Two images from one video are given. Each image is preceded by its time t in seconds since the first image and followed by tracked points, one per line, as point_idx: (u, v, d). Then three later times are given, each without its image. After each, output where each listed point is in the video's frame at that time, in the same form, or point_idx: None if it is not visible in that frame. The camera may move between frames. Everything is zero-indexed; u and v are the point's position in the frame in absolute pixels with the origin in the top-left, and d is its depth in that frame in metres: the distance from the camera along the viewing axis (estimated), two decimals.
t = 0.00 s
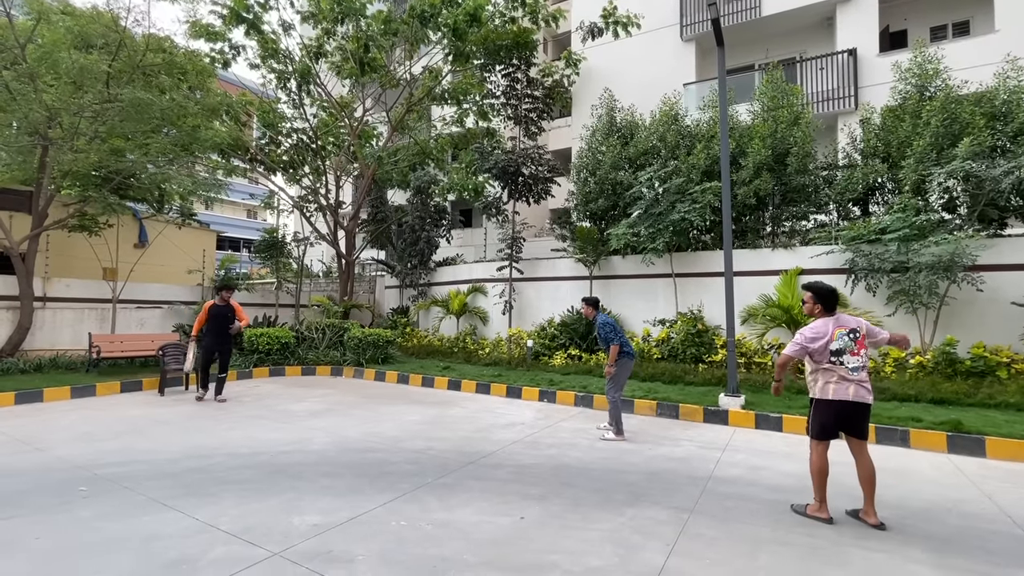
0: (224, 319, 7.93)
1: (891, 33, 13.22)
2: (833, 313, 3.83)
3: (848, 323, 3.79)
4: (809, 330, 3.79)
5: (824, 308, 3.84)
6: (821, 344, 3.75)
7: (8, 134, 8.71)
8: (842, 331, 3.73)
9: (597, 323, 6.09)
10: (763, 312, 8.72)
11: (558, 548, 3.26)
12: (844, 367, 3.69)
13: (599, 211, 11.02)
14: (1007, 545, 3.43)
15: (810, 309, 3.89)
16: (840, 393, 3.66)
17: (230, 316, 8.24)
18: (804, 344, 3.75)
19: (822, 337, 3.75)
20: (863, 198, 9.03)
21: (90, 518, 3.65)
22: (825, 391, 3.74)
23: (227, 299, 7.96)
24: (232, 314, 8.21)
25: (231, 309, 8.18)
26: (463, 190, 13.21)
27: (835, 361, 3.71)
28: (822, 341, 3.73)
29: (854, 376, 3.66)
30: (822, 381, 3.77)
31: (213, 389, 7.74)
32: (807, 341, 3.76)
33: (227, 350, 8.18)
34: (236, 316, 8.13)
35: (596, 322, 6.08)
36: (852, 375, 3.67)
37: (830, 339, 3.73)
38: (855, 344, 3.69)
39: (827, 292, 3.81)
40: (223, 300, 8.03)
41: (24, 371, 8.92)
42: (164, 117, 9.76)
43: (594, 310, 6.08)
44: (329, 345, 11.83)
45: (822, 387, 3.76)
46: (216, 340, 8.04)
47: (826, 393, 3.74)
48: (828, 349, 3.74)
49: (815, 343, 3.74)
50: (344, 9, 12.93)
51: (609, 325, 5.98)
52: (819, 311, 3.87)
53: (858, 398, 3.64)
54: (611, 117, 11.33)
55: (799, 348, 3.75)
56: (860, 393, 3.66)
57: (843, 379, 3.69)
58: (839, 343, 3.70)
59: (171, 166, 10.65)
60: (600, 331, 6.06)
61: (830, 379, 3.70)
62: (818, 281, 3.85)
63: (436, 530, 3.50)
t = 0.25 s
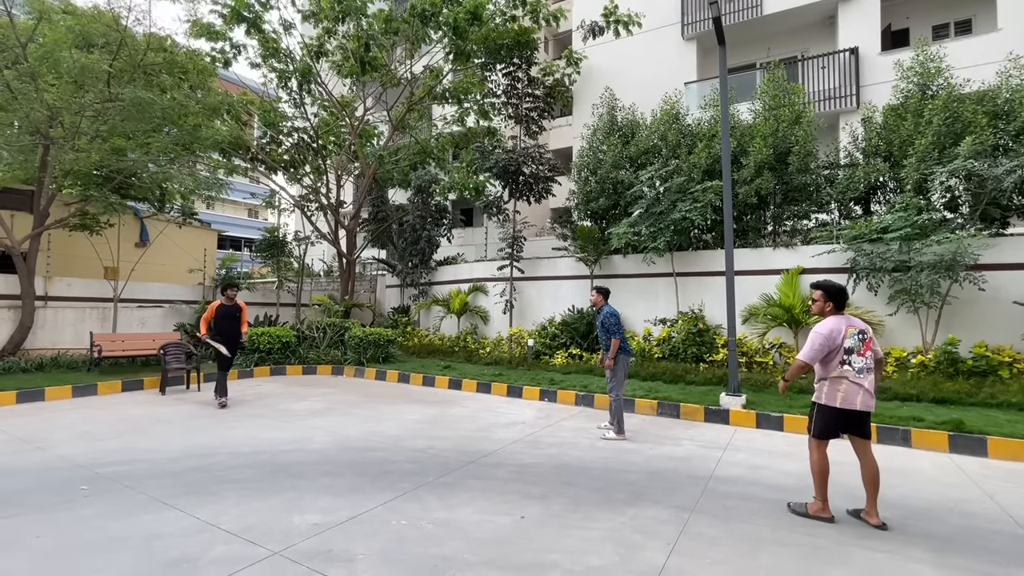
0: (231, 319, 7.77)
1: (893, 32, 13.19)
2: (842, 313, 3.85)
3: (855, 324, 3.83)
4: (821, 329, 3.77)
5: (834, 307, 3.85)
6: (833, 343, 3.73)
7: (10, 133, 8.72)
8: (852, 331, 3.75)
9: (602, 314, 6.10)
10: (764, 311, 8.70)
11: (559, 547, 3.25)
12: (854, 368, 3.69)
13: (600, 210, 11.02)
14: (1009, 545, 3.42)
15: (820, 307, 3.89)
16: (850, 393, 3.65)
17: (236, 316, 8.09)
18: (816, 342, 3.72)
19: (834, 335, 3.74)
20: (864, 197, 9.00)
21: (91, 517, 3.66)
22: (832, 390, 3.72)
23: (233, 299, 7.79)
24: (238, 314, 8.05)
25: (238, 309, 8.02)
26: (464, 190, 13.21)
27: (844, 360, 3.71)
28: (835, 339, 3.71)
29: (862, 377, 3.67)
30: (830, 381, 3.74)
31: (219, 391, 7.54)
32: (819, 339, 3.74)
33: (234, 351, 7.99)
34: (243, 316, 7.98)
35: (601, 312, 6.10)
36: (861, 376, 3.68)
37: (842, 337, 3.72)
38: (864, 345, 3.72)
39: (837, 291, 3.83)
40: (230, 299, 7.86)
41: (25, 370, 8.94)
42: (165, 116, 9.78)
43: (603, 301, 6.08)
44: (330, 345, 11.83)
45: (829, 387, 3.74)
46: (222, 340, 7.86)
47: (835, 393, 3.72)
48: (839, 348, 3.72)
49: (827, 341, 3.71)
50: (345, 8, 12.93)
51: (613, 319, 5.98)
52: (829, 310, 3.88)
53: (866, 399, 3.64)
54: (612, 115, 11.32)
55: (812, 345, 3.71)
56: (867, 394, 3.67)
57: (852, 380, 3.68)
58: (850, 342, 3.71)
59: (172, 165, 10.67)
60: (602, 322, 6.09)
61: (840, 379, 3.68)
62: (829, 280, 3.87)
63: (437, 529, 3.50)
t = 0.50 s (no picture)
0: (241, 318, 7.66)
1: (896, 30, 13.13)
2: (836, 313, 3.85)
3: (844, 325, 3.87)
4: (821, 329, 3.73)
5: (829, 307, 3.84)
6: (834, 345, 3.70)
7: (11, 133, 8.73)
8: (846, 331, 3.76)
9: (607, 311, 6.08)
10: (765, 310, 8.67)
11: (559, 547, 3.23)
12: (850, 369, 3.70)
13: (601, 209, 11.00)
14: (1013, 545, 3.40)
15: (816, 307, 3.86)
16: (850, 395, 3.65)
17: (242, 315, 7.96)
18: (820, 343, 3.66)
19: (834, 337, 3.70)
20: (867, 196, 8.97)
21: (90, 516, 3.65)
22: (830, 392, 3.70)
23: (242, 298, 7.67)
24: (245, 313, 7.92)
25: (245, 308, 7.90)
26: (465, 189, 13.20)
27: (842, 362, 3.70)
28: (836, 341, 3.68)
29: (857, 378, 3.70)
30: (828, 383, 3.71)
31: (229, 394, 7.41)
32: (821, 340, 3.68)
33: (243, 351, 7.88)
34: (250, 315, 7.86)
35: (608, 308, 6.08)
36: (856, 377, 3.70)
37: (841, 339, 3.71)
38: (856, 346, 3.75)
39: (831, 291, 3.83)
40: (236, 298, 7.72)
41: (27, 369, 8.94)
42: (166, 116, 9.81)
43: (613, 297, 6.06)
44: (331, 344, 11.82)
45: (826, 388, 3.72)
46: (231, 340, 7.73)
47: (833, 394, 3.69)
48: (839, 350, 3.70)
49: (829, 342, 3.67)
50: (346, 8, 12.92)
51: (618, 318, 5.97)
52: (823, 310, 3.86)
53: (861, 400, 3.68)
54: (613, 114, 11.29)
55: (817, 347, 3.64)
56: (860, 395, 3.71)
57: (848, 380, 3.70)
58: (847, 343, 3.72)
59: (173, 164, 10.67)
60: (606, 318, 6.08)
61: (839, 380, 3.67)
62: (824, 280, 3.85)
63: (437, 529, 3.48)
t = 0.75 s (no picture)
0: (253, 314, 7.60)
1: (899, 28, 13.05)
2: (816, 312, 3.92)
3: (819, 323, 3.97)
4: (809, 329, 3.75)
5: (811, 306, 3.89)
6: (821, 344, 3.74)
7: (12, 132, 8.72)
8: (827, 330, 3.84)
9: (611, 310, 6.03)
10: (768, 309, 8.63)
11: (560, 549, 3.20)
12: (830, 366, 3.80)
13: (602, 208, 10.96)
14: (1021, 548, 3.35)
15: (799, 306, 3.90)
16: (833, 393, 3.74)
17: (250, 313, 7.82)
18: (811, 343, 3.68)
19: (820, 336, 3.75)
20: (870, 194, 8.90)
21: (88, 517, 3.63)
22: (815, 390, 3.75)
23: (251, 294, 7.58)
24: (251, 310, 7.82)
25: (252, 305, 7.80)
26: (467, 188, 13.18)
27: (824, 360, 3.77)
28: (823, 340, 3.73)
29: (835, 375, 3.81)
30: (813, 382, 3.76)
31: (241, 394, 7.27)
32: (809, 339, 3.71)
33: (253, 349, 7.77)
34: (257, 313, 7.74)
35: (612, 307, 6.02)
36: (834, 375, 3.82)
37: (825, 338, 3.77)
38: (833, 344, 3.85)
39: (814, 289, 3.89)
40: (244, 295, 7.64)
41: (28, 369, 8.94)
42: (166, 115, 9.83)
43: (619, 296, 6.02)
44: (331, 343, 11.80)
45: (811, 386, 3.77)
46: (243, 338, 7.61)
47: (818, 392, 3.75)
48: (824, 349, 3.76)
49: (817, 342, 3.71)
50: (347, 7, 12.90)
51: (621, 319, 5.91)
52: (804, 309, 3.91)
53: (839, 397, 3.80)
54: (615, 112, 11.26)
55: (809, 347, 3.65)
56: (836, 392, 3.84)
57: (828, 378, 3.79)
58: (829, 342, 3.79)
59: (174, 163, 10.67)
60: (609, 317, 6.03)
61: (823, 379, 3.74)
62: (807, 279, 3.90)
63: (436, 530, 3.45)
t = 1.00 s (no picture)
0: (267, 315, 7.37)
1: (905, 24, 12.92)
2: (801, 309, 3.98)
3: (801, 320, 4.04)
4: (796, 327, 3.80)
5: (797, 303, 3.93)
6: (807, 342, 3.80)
7: (13, 131, 8.68)
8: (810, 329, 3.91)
9: (614, 310, 5.93)
10: (773, 309, 8.59)
11: (562, 553, 3.12)
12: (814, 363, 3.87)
13: (605, 207, 10.88)
14: None
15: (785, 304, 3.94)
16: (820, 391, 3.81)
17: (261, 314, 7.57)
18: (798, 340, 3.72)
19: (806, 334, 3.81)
20: (877, 192, 8.81)
21: (83, 519, 3.57)
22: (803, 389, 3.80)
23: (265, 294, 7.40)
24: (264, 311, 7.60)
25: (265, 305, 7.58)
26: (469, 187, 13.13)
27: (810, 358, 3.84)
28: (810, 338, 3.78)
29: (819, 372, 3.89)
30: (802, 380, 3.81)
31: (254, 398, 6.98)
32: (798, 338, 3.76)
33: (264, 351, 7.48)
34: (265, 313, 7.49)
35: (615, 307, 5.93)
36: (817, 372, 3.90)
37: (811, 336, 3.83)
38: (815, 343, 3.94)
39: (799, 288, 3.94)
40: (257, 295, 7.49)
41: (28, 368, 8.91)
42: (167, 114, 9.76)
43: (623, 296, 5.94)
44: (333, 343, 11.75)
45: (799, 384, 3.81)
46: (254, 339, 7.35)
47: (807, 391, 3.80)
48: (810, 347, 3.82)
49: (804, 340, 3.76)
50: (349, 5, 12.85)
51: (625, 319, 5.81)
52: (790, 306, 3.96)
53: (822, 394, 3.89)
54: (618, 110, 11.17)
55: (797, 345, 3.69)
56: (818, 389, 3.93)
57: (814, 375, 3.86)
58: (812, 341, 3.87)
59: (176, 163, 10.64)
60: (613, 317, 5.94)
61: (810, 377, 3.80)
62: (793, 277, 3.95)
63: (436, 533, 3.38)
